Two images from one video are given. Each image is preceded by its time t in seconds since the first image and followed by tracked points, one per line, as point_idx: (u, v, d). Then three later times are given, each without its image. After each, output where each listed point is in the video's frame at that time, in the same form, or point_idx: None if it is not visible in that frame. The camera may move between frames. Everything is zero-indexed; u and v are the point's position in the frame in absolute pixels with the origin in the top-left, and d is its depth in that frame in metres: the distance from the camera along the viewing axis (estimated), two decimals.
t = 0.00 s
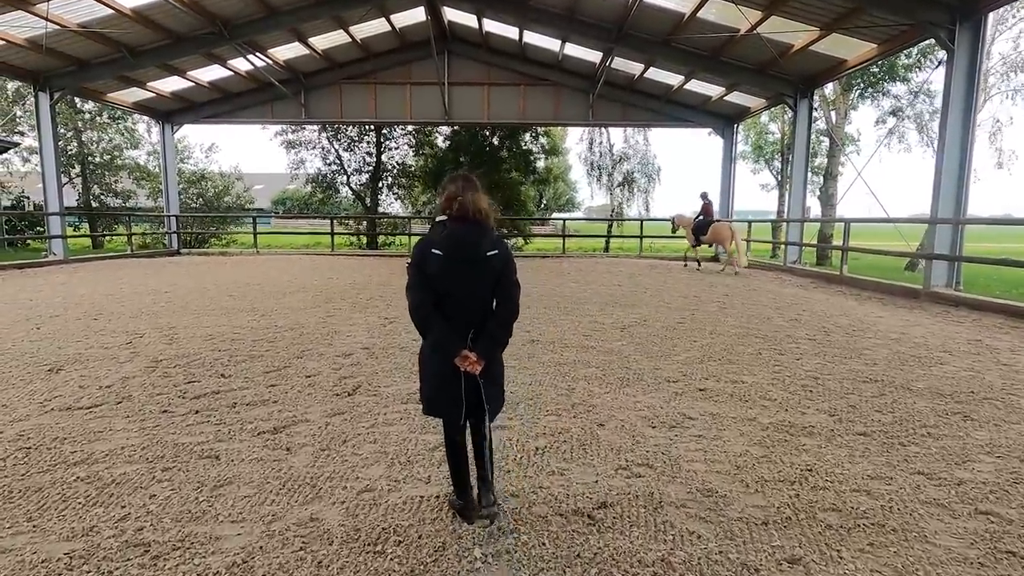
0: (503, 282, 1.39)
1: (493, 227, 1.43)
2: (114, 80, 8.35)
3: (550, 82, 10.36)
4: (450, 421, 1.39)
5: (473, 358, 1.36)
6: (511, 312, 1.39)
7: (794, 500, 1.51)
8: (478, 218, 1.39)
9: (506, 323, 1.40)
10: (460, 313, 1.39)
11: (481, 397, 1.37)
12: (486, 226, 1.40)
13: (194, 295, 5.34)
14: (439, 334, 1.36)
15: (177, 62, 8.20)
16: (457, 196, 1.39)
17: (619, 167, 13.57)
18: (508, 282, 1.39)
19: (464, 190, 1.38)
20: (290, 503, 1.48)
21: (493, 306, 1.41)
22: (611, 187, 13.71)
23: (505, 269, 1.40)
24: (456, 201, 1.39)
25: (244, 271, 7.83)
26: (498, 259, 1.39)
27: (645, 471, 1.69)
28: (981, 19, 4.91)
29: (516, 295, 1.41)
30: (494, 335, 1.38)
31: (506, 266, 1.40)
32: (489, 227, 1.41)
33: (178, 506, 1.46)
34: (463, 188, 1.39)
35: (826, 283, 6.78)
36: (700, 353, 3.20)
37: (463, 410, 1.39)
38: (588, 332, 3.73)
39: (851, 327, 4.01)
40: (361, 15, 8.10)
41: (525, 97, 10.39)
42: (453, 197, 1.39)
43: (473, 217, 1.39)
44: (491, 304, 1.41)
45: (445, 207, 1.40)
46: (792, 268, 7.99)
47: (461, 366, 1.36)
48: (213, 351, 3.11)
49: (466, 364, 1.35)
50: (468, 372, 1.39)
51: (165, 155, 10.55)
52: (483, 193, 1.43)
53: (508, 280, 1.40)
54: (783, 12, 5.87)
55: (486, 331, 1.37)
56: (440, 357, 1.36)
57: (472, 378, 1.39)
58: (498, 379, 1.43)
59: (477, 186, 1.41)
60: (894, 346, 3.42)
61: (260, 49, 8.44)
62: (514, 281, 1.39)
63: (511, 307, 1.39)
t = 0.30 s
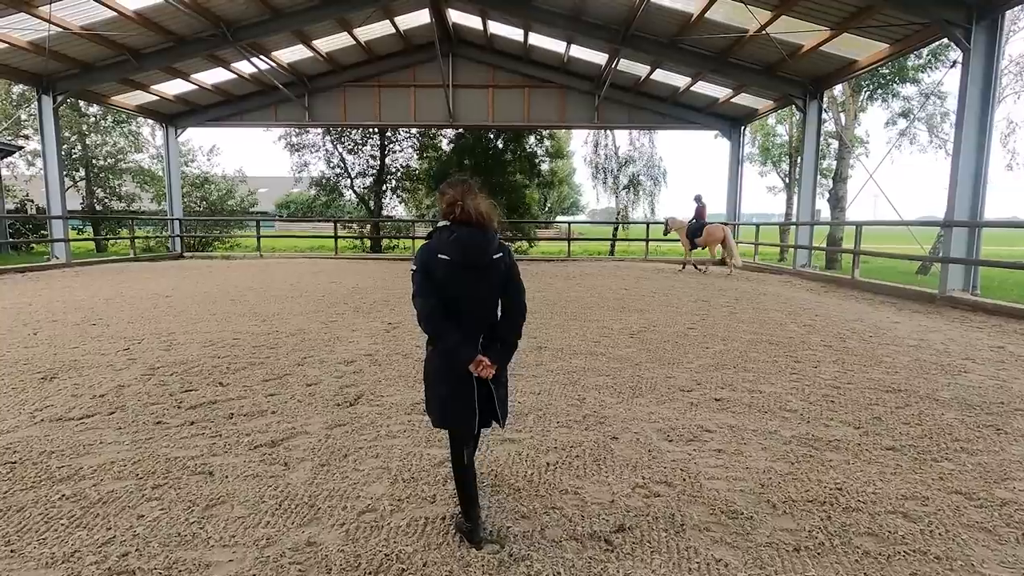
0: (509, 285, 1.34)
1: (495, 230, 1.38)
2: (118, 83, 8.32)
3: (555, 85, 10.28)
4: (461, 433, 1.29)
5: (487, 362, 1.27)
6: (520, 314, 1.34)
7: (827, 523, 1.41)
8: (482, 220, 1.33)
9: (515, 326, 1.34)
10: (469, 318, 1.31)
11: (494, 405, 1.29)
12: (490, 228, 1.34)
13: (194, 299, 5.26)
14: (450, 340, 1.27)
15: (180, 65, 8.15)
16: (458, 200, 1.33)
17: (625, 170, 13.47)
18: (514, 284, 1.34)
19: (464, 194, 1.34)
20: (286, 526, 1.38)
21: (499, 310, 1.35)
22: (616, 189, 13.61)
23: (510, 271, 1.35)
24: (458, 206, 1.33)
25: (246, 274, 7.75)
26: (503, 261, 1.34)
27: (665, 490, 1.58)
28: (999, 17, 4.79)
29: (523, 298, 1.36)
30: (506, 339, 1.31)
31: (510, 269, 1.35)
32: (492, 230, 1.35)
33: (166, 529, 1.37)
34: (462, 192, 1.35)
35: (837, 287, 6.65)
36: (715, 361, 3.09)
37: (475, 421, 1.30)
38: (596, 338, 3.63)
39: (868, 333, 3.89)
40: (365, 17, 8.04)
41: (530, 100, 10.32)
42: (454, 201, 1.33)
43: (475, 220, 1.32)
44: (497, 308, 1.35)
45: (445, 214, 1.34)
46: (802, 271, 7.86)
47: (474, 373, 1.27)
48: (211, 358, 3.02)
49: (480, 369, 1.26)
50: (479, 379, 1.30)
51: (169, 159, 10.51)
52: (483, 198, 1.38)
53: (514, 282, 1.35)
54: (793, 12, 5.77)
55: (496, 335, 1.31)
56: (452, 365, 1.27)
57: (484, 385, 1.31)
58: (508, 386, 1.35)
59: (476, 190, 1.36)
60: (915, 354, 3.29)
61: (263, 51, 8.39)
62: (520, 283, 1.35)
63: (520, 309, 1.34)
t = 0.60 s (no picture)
0: (510, 278, 1.25)
1: (496, 224, 1.30)
2: (125, 82, 8.30)
3: (564, 82, 10.16)
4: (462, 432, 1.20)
5: (487, 356, 1.19)
6: (521, 307, 1.25)
7: (865, 546, 1.29)
8: (482, 213, 1.25)
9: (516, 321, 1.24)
10: (469, 312, 1.23)
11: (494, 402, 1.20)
12: (489, 221, 1.26)
13: (197, 299, 5.19)
14: (449, 335, 1.19)
15: (187, 63, 8.11)
16: (457, 193, 1.26)
17: (634, 169, 13.32)
18: (516, 276, 1.25)
19: (463, 187, 1.26)
20: (273, 546, 1.28)
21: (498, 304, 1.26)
22: (625, 189, 13.46)
23: (511, 265, 1.26)
24: (456, 199, 1.25)
25: (252, 274, 7.70)
26: (504, 254, 1.26)
27: (684, 506, 1.47)
28: None
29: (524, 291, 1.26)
30: (506, 331, 1.23)
31: (511, 262, 1.27)
32: (492, 223, 1.27)
33: (146, 548, 1.27)
34: (461, 185, 1.27)
35: (853, 288, 6.49)
36: (730, 364, 2.96)
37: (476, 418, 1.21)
38: (607, 340, 3.51)
39: (890, 335, 3.74)
40: (372, 14, 7.95)
41: (539, 98, 10.20)
42: (453, 195, 1.26)
43: (474, 213, 1.24)
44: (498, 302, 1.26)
45: (443, 208, 1.26)
46: (816, 271, 7.69)
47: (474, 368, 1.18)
48: (209, 360, 2.93)
49: (479, 363, 1.17)
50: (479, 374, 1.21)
51: (177, 159, 10.50)
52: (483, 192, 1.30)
53: (515, 274, 1.26)
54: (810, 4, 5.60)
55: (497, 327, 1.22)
56: (451, 360, 1.19)
57: (484, 381, 1.22)
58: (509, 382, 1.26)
59: (475, 184, 1.28)
60: (942, 357, 3.14)
61: (270, 50, 8.34)
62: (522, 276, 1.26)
63: (520, 301, 1.25)
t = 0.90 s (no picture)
0: (508, 279, 1.28)
1: (493, 224, 1.31)
2: (131, 80, 8.26)
3: (573, 79, 10.01)
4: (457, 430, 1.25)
5: (483, 360, 1.23)
6: (517, 310, 1.29)
7: None
8: (480, 214, 1.27)
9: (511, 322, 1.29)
10: (465, 313, 1.26)
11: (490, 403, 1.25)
12: (486, 222, 1.28)
13: (200, 300, 5.12)
14: (445, 338, 1.22)
15: (192, 61, 8.05)
16: (456, 192, 1.26)
17: (644, 166, 13.15)
18: (512, 279, 1.29)
19: (462, 185, 1.27)
20: None
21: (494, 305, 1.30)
22: (635, 186, 13.29)
23: (508, 266, 1.30)
24: (455, 198, 1.26)
25: (257, 273, 7.63)
26: (501, 255, 1.29)
27: (704, 537, 1.34)
28: None
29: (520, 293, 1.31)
30: (503, 333, 1.27)
31: (507, 263, 1.30)
32: (490, 224, 1.29)
33: None
34: (459, 183, 1.28)
35: (870, 288, 6.30)
36: (748, 371, 2.82)
37: (471, 418, 1.26)
38: (616, 344, 3.38)
39: (914, 340, 3.59)
40: (378, 10, 7.85)
41: (547, 94, 10.06)
42: (451, 194, 1.26)
43: (473, 212, 1.26)
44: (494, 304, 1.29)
45: (442, 206, 1.27)
46: (831, 271, 7.50)
47: (469, 371, 1.22)
48: (206, 365, 2.84)
49: (475, 367, 1.21)
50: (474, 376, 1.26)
51: (184, 157, 10.48)
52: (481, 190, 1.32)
53: (512, 276, 1.29)
54: None
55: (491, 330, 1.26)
56: (448, 362, 1.22)
57: (479, 383, 1.26)
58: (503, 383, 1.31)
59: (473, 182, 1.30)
60: (971, 364, 2.98)
61: (275, 47, 8.26)
62: (518, 278, 1.30)
63: (517, 304, 1.29)
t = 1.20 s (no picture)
0: (505, 282, 1.22)
1: (493, 224, 1.25)
2: (135, 83, 8.23)
3: (578, 80, 9.93)
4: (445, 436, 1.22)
5: (472, 363, 1.18)
6: (513, 314, 1.22)
7: None
8: (479, 214, 1.21)
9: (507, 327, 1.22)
10: (458, 315, 1.21)
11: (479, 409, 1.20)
12: (485, 223, 1.21)
13: (201, 303, 5.05)
14: (434, 339, 1.18)
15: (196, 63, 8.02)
16: (455, 190, 1.21)
17: (650, 169, 13.04)
18: (510, 282, 1.22)
19: (461, 185, 1.21)
20: None
21: (492, 309, 1.24)
22: (641, 189, 13.18)
23: (506, 269, 1.23)
24: (454, 196, 1.20)
25: (260, 276, 7.56)
26: (499, 256, 1.22)
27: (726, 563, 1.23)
28: None
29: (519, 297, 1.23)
30: (497, 338, 1.21)
31: (506, 266, 1.23)
32: (489, 225, 1.23)
33: None
34: (461, 182, 1.22)
35: (882, 292, 6.17)
36: (764, 378, 2.72)
37: (460, 423, 1.21)
38: (626, 350, 3.27)
39: (934, 346, 3.46)
40: (382, 11, 7.80)
41: (552, 96, 9.98)
42: (451, 192, 1.21)
43: (471, 213, 1.20)
44: (491, 307, 1.24)
45: (441, 204, 1.22)
46: (840, 274, 7.38)
47: (458, 374, 1.18)
48: (202, 371, 2.75)
49: (463, 371, 1.17)
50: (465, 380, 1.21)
51: (188, 160, 10.46)
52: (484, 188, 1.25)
53: (510, 279, 1.23)
54: None
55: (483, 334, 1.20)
56: (436, 364, 1.19)
57: (470, 387, 1.21)
58: (500, 389, 1.25)
59: (476, 182, 1.24)
60: (996, 372, 2.86)
61: (279, 49, 8.22)
62: (517, 282, 1.22)
63: (515, 309, 1.22)
